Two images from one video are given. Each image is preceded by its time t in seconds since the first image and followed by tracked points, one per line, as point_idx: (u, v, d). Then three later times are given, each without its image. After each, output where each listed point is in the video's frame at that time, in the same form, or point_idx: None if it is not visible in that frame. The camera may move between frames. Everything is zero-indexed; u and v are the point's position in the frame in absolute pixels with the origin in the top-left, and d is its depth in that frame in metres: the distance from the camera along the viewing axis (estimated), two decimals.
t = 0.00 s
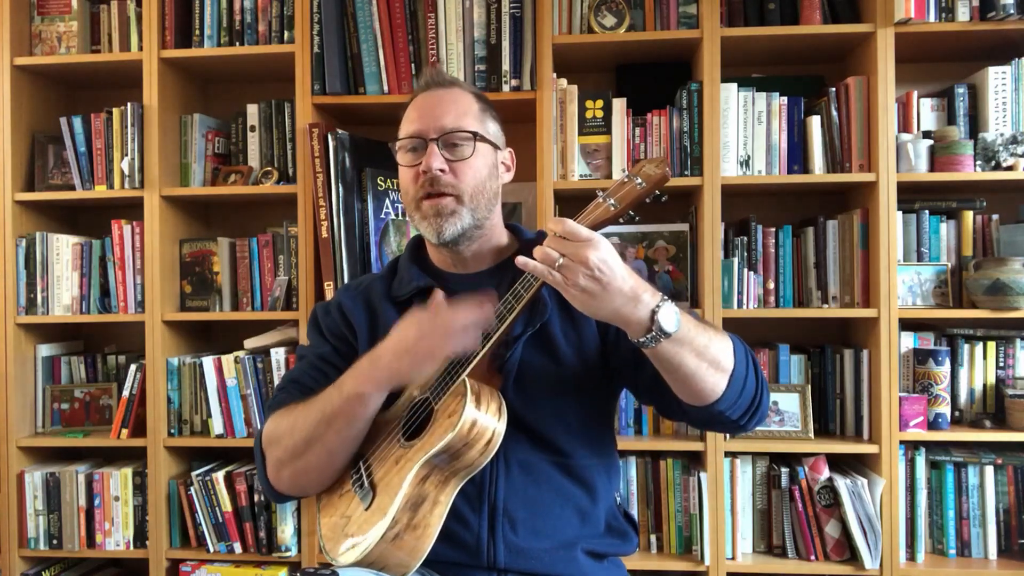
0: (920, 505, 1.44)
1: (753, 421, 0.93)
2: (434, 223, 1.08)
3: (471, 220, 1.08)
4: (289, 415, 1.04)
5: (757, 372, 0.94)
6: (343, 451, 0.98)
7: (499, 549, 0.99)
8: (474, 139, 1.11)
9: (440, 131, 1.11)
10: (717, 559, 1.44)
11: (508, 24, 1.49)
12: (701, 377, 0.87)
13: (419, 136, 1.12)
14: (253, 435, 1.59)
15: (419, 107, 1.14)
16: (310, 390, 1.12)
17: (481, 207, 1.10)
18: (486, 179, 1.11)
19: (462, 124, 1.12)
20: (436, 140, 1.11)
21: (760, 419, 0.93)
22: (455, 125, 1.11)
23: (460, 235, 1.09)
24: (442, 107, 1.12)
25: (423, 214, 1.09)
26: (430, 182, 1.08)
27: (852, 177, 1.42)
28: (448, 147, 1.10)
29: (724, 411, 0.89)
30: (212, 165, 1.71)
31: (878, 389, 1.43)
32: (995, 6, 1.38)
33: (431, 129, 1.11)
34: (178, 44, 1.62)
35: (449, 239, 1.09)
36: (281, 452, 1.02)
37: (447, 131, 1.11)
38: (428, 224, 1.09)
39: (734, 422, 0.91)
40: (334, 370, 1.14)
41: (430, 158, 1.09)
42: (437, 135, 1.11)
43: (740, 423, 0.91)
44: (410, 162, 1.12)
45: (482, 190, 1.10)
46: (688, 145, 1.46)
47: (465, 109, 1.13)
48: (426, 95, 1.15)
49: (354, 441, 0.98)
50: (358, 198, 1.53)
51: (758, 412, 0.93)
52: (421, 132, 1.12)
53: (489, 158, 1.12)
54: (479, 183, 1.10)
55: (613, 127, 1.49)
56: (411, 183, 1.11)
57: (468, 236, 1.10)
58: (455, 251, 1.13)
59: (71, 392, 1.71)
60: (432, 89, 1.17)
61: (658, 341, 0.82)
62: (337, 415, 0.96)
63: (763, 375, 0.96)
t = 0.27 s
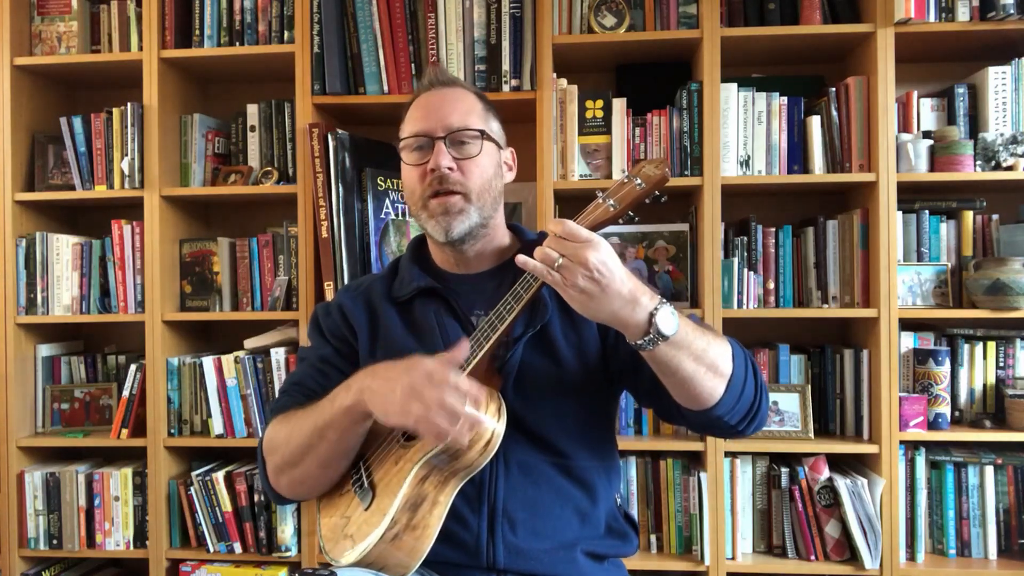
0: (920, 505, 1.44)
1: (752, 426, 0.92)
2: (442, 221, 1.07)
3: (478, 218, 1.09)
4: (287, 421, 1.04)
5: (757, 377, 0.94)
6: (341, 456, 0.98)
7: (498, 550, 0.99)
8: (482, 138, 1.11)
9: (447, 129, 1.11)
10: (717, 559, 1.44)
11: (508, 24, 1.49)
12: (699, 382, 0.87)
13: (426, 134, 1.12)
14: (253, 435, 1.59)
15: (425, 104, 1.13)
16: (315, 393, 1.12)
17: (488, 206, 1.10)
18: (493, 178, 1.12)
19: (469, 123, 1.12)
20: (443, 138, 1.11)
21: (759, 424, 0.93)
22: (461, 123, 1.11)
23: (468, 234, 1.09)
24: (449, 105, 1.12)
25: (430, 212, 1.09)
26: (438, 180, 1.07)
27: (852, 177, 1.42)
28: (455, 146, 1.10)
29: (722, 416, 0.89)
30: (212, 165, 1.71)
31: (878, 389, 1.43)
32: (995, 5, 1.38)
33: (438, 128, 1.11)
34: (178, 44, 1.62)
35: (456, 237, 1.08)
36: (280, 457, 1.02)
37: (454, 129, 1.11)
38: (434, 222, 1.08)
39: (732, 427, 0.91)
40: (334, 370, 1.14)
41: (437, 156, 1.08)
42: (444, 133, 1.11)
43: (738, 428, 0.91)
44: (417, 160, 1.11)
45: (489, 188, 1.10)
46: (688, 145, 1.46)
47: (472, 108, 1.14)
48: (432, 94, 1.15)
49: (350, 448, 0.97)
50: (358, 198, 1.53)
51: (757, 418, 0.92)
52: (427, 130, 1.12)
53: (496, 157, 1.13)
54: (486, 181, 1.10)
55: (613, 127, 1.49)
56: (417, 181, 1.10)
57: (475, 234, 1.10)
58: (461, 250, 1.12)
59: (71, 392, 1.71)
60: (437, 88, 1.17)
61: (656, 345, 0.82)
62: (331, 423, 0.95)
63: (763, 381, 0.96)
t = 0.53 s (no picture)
0: (920, 505, 1.44)
1: (748, 439, 0.92)
2: (462, 216, 1.06)
3: (495, 213, 1.09)
4: (289, 413, 1.05)
5: (756, 390, 0.94)
6: (341, 451, 0.98)
7: (495, 552, 0.99)
8: (494, 134, 1.12)
9: (459, 126, 1.11)
10: (717, 559, 1.44)
11: (508, 24, 1.49)
12: (696, 393, 0.87)
13: (438, 130, 1.12)
14: (253, 435, 1.59)
15: (434, 101, 1.13)
16: (313, 389, 1.12)
17: (503, 201, 1.11)
18: (505, 174, 1.12)
19: (479, 119, 1.12)
20: (455, 134, 1.11)
21: (755, 437, 0.93)
22: (472, 120, 1.12)
23: (486, 229, 1.08)
24: (460, 101, 1.13)
25: (447, 208, 1.08)
26: (455, 175, 1.07)
27: (852, 177, 1.42)
28: (467, 142, 1.10)
29: (719, 427, 0.89)
30: (212, 165, 1.71)
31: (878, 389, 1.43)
32: (995, 5, 1.38)
33: (450, 124, 1.11)
34: (178, 44, 1.62)
35: (475, 232, 1.08)
36: (281, 449, 1.03)
37: (466, 126, 1.11)
38: (452, 217, 1.07)
39: (729, 439, 0.91)
40: (337, 368, 1.14)
41: (453, 152, 1.08)
42: (456, 130, 1.11)
43: (735, 441, 0.91)
44: (429, 156, 1.11)
45: (503, 184, 1.11)
46: (688, 145, 1.46)
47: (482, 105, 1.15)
48: (441, 90, 1.15)
49: (351, 440, 0.98)
50: (358, 198, 1.53)
51: (754, 431, 0.92)
52: (439, 126, 1.11)
53: (506, 153, 1.14)
54: (500, 177, 1.11)
55: (613, 127, 1.49)
56: (431, 177, 1.09)
57: (491, 230, 1.09)
58: (474, 247, 1.12)
59: (71, 393, 1.71)
60: (444, 86, 1.17)
61: (654, 352, 0.82)
62: (333, 415, 0.95)
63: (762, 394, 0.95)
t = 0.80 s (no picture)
0: (920, 505, 1.44)
1: (743, 446, 0.93)
2: (465, 215, 1.06)
3: (498, 212, 1.09)
4: (289, 414, 1.05)
5: (754, 397, 0.94)
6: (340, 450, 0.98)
7: (494, 552, 0.99)
8: (495, 133, 1.12)
9: (459, 125, 1.11)
10: (717, 559, 1.44)
11: (508, 24, 1.49)
12: (693, 398, 0.87)
13: (438, 130, 1.11)
14: (253, 435, 1.59)
15: (434, 101, 1.13)
16: (313, 389, 1.12)
17: (504, 201, 1.11)
18: (506, 174, 1.12)
19: (480, 119, 1.12)
20: (456, 134, 1.11)
21: (751, 444, 0.93)
22: (473, 120, 1.12)
23: (489, 228, 1.08)
24: (461, 101, 1.13)
25: (449, 207, 1.08)
26: (458, 175, 1.07)
27: (852, 177, 1.42)
28: (468, 142, 1.10)
29: (715, 433, 0.89)
30: (212, 165, 1.71)
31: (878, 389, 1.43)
32: (995, 5, 1.38)
33: (450, 124, 1.11)
34: (178, 44, 1.62)
35: (478, 232, 1.08)
36: (280, 450, 1.03)
37: (466, 125, 1.11)
38: (455, 217, 1.07)
39: (725, 446, 0.91)
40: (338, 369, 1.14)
41: (454, 152, 1.08)
42: (457, 130, 1.11)
43: (731, 447, 0.92)
44: (430, 157, 1.11)
45: (505, 184, 1.11)
46: (688, 145, 1.46)
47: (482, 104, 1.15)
48: (441, 90, 1.15)
49: (349, 440, 0.98)
50: (358, 198, 1.53)
51: (750, 438, 0.93)
52: (440, 126, 1.11)
53: (507, 153, 1.14)
54: (501, 177, 1.11)
55: (613, 127, 1.49)
56: (433, 177, 1.09)
57: (494, 229, 1.09)
58: (477, 247, 1.12)
59: (71, 392, 1.71)
60: (443, 86, 1.17)
61: (651, 357, 0.82)
62: (332, 411, 0.96)
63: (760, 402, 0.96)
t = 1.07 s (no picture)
0: (920, 505, 1.44)
1: (725, 463, 0.93)
2: (444, 217, 1.07)
3: (481, 215, 1.08)
4: (292, 416, 1.04)
5: (739, 415, 0.95)
6: (342, 454, 0.98)
7: (496, 553, 0.99)
8: (484, 137, 1.11)
9: (448, 130, 1.11)
10: (717, 559, 1.44)
11: (508, 24, 1.49)
12: (677, 412, 0.87)
13: (427, 134, 1.12)
14: (253, 435, 1.59)
15: (425, 105, 1.13)
16: (319, 391, 1.12)
17: (491, 204, 1.10)
18: (495, 178, 1.11)
19: (471, 123, 1.12)
20: (444, 138, 1.10)
21: (732, 462, 0.94)
22: (463, 124, 1.11)
23: (471, 231, 1.08)
24: (450, 105, 1.12)
25: (432, 210, 1.09)
26: (440, 178, 1.08)
27: (852, 177, 1.42)
28: (456, 146, 1.10)
29: (697, 447, 0.90)
30: (212, 165, 1.71)
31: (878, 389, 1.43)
32: (995, 5, 1.38)
33: (439, 128, 1.11)
34: (178, 44, 1.62)
35: (459, 234, 1.08)
36: (281, 454, 1.02)
37: (455, 130, 1.11)
38: (438, 222, 1.08)
39: (706, 461, 0.92)
40: (339, 369, 1.14)
41: (439, 156, 1.08)
42: (445, 134, 1.11)
43: (711, 463, 0.92)
44: (418, 161, 1.12)
45: (492, 188, 1.10)
46: (688, 145, 1.46)
47: (473, 107, 1.13)
48: (432, 94, 1.14)
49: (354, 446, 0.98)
50: (358, 198, 1.53)
51: (731, 455, 0.93)
52: (428, 131, 1.11)
53: (497, 156, 1.13)
54: (489, 180, 1.10)
55: (613, 127, 1.49)
56: (419, 180, 1.11)
57: (477, 232, 1.09)
58: (464, 250, 1.12)
59: (71, 392, 1.71)
60: (436, 89, 1.16)
61: (640, 368, 0.82)
62: (342, 418, 0.95)
63: (744, 420, 0.96)
